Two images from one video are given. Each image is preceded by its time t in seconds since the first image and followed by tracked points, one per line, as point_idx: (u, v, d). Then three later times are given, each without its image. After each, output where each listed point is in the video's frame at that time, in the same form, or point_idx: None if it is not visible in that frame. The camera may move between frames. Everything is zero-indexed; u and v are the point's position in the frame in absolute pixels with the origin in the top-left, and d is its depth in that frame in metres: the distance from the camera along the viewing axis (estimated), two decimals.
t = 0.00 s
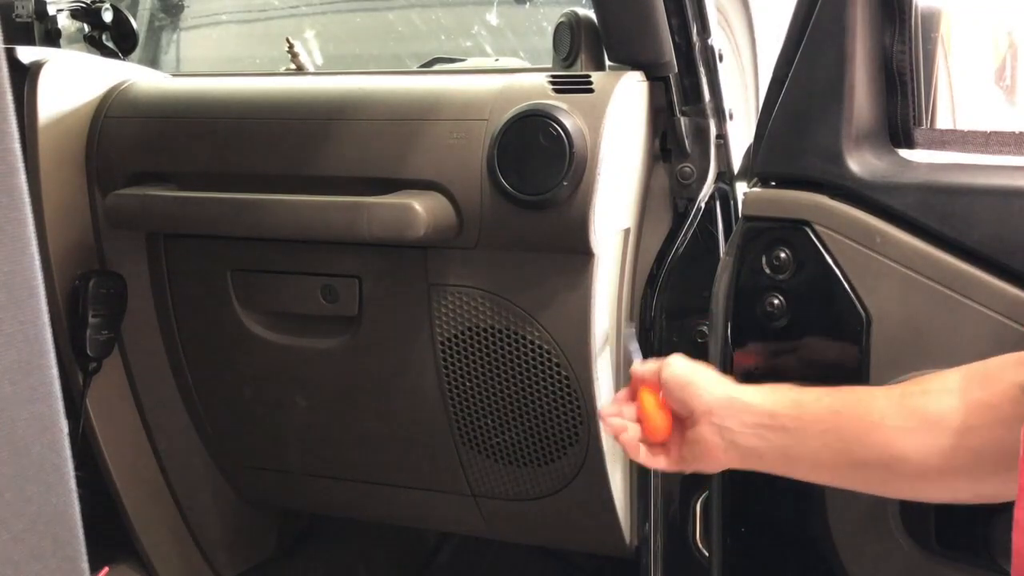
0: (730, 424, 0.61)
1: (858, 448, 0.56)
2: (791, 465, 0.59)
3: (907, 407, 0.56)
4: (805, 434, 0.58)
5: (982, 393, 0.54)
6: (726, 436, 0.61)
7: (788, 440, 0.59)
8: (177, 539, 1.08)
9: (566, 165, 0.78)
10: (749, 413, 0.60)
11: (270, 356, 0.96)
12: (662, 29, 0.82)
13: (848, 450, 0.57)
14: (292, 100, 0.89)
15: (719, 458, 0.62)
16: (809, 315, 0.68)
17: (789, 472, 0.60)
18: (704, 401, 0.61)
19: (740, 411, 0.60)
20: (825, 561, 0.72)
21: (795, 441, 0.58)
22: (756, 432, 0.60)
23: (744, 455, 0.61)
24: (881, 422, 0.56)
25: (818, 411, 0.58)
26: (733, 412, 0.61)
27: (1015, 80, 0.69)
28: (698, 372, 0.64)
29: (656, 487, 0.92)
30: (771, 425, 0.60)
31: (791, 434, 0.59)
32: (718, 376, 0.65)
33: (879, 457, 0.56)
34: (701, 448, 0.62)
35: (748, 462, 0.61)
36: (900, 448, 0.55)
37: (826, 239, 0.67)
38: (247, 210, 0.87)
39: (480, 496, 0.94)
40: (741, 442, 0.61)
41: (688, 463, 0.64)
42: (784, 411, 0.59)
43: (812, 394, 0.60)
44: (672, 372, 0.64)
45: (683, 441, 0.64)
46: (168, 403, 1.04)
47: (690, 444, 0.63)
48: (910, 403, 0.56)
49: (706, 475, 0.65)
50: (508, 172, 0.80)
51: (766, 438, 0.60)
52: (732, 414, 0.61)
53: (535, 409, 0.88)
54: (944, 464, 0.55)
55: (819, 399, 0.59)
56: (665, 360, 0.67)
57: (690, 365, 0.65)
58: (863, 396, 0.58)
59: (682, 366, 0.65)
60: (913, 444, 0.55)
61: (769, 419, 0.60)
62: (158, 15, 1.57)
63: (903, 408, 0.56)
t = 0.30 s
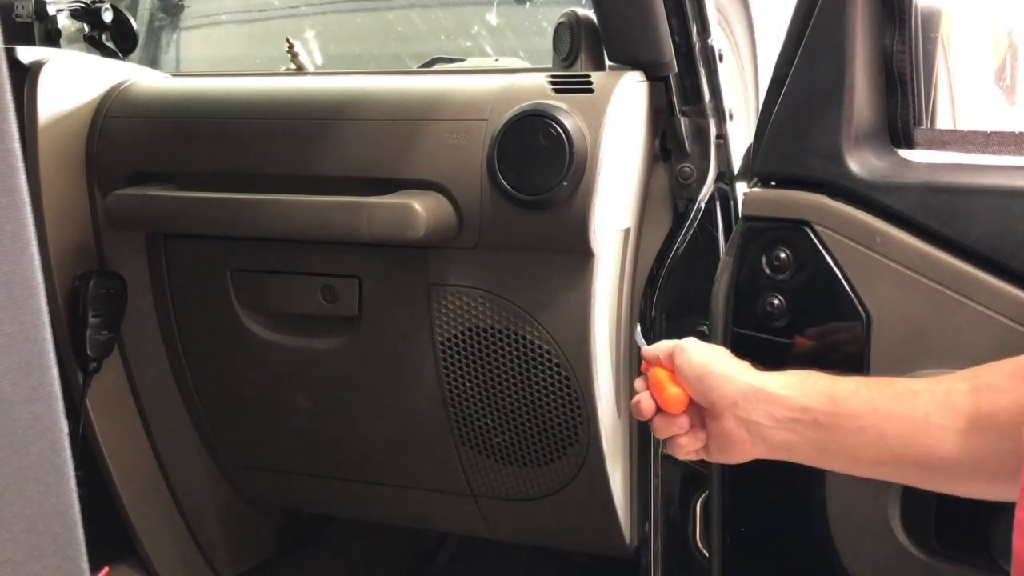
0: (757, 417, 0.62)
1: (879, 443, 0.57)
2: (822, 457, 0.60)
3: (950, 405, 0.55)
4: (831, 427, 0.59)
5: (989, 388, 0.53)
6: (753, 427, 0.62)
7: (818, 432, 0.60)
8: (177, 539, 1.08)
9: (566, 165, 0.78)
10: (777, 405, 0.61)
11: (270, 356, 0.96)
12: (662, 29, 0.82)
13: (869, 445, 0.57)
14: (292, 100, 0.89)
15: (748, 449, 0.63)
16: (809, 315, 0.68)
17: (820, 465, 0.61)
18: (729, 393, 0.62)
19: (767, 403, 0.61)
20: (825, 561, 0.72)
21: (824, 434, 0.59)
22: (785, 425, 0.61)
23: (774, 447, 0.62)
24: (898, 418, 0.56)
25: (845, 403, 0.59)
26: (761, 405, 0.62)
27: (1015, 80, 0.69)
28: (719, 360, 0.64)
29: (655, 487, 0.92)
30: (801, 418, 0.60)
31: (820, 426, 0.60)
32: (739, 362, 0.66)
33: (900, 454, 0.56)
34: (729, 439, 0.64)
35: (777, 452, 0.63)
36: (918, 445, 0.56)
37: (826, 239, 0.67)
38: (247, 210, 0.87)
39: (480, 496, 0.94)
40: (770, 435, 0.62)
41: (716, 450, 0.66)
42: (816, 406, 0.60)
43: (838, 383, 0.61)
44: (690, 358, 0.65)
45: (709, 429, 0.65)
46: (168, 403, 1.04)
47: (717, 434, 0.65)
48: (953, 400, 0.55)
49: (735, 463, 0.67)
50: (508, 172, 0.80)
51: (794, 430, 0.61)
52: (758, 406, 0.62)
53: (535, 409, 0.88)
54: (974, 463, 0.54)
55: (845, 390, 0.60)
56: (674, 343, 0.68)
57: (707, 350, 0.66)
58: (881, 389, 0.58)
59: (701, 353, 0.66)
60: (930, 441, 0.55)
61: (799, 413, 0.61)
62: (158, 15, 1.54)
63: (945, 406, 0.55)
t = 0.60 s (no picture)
0: (763, 408, 0.63)
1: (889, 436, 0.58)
2: (829, 449, 0.61)
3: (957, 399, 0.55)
4: (839, 420, 0.60)
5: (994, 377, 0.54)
6: (758, 419, 0.63)
7: (824, 424, 0.61)
8: (177, 539, 1.08)
9: (566, 165, 0.78)
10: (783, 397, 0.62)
11: (270, 356, 0.96)
12: (662, 29, 0.82)
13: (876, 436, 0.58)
14: (292, 100, 0.89)
15: (754, 440, 0.64)
16: (809, 315, 0.68)
17: (827, 456, 0.62)
18: (734, 384, 0.63)
19: (772, 395, 0.62)
20: (825, 561, 0.72)
21: (832, 427, 0.60)
22: (791, 417, 0.62)
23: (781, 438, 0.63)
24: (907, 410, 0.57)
25: (851, 396, 0.60)
26: (767, 397, 0.62)
27: (1015, 80, 0.69)
28: (723, 351, 0.65)
29: (655, 487, 0.92)
30: (807, 410, 0.61)
31: (827, 419, 0.60)
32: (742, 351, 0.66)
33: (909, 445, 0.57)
34: (735, 430, 0.65)
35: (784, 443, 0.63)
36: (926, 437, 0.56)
37: (826, 239, 0.67)
38: (247, 211, 0.87)
39: (480, 496, 0.94)
40: (777, 426, 0.63)
41: (721, 440, 0.67)
42: (822, 398, 0.61)
43: (842, 374, 0.61)
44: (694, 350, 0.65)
45: (714, 419, 0.66)
46: (168, 403, 1.04)
47: (723, 425, 0.66)
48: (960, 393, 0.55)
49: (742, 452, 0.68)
50: (508, 172, 0.80)
51: (800, 422, 0.62)
52: (764, 397, 0.63)
53: (535, 409, 0.88)
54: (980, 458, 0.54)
55: (851, 381, 0.60)
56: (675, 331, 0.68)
57: (712, 340, 0.66)
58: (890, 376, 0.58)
59: (706, 342, 0.66)
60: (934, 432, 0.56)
61: (806, 405, 0.61)
62: (158, 15, 1.54)
63: (953, 399, 0.55)
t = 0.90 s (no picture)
0: (756, 399, 0.64)
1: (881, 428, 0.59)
2: (822, 441, 0.62)
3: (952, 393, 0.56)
4: (832, 411, 0.61)
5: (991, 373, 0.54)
6: (751, 409, 0.64)
7: (817, 416, 0.62)
8: (177, 539, 1.08)
9: (566, 165, 0.78)
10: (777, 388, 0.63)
11: (270, 356, 0.96)
12: (662, 29, 0.82)
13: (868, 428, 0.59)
14: (292, 100, 0.89)
15: (748, 431, 0.65)
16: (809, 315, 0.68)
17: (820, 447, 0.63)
18: (728, 374, 0.64)
19: (765, 385, 0.63)
20: (825, 561, 0.72)
21: (827, 421, 0.61)
22: (784, 408, 0.63)
23: (774, 429, 0.64)
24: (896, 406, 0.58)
25: (844, 387, 0.61)
26: (761, 388, 0.63)
27: (1015, 80, 0.69)
28: (719, 341, 0.66)
29: (655, 487, 0.91)
30: (800, 401, 0.62)
31: (820, 412, 0.61)
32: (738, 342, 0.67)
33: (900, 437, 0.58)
34: (729, 420, 0.66)
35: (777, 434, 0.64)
36: (918, 430, 0.57)
37: (826, 239, 0.67)
38: (247, 210, 0.87)
39: (480, 496, 0.94)
40: (770, 417, 0.63)
41: (714, 430, 0.67)
42: (817, 389, 0.62)
43: (836, 366, 0.62)
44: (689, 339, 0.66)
45: (708, 409, 0.67)
46: (168, 403, 1.04)
47: (716, 415, 0.66)
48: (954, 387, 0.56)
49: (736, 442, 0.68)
50: (508, 172, 0.80)
51: (793, 412, 0.63)
52: (756, 387, 0.63)
53: (535, 409, 0.88)
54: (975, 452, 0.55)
55: (843, 372, 0.61)
56: (671, 321, 0.68)
57: (708, 330, 0.67)
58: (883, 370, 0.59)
59: (701, 333, 0.66)
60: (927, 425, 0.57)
61: (799, 396, 0.62)
62: (158, 15, 1.54)
63: (948, 393, 0.56)
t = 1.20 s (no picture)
0: (707, 342, 0.66)
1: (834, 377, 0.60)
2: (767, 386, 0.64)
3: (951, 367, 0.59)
4: (777, 357, 0.63)
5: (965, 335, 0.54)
6: (703, 353, 0.66)
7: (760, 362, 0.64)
8: (177, 539, 1.08)
9: (566, 165, 0.78)
10: (725, 333, 0.65)
11: (270, 356, 0.96)
12: (662, 29, 0.82)
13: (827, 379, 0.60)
14: (292, 100, 0.89)
15: (700, 377, 0.67)
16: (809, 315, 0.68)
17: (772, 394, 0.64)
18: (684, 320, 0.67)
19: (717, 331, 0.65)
20: (824, 561, 0.72)
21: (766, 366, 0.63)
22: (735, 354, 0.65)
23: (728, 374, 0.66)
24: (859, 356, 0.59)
25: (790, 337, 0.63)
26: (712, 332, 0.66)
27: (1015, 80, 0.69)
28: (680, 290, 0.69)
29: (656, 487, 0.91)
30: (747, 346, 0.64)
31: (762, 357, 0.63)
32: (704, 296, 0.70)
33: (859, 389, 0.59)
34: (685, 367, 0.67)
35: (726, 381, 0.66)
36: (875, 380, 0.58)
37: (826, 239, 0.67)
38: (247, 211, 0.87)
39: (480, 496, 0.94)
40: (721, 362, 0.65)
41: (675, 378, 0.69)
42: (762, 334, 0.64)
43: (786, 319, 0.64)
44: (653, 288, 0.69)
45: (668, 355, 0.69)
46: (168, 403, 1.04)
47: (674, 362, 0.69)
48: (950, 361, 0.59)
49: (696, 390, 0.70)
50: (508, 172, 0.80)
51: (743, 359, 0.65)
52: (707, 332, 0.66)
53: (535, 409, 0.88)
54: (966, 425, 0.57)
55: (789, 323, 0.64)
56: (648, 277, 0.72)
57: (676, 283, 0.69)
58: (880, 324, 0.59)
59: (668, 285, 0.69)
60: (889, 378, 0.57)
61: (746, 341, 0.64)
62: (158, 15, 1.54)
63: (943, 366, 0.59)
